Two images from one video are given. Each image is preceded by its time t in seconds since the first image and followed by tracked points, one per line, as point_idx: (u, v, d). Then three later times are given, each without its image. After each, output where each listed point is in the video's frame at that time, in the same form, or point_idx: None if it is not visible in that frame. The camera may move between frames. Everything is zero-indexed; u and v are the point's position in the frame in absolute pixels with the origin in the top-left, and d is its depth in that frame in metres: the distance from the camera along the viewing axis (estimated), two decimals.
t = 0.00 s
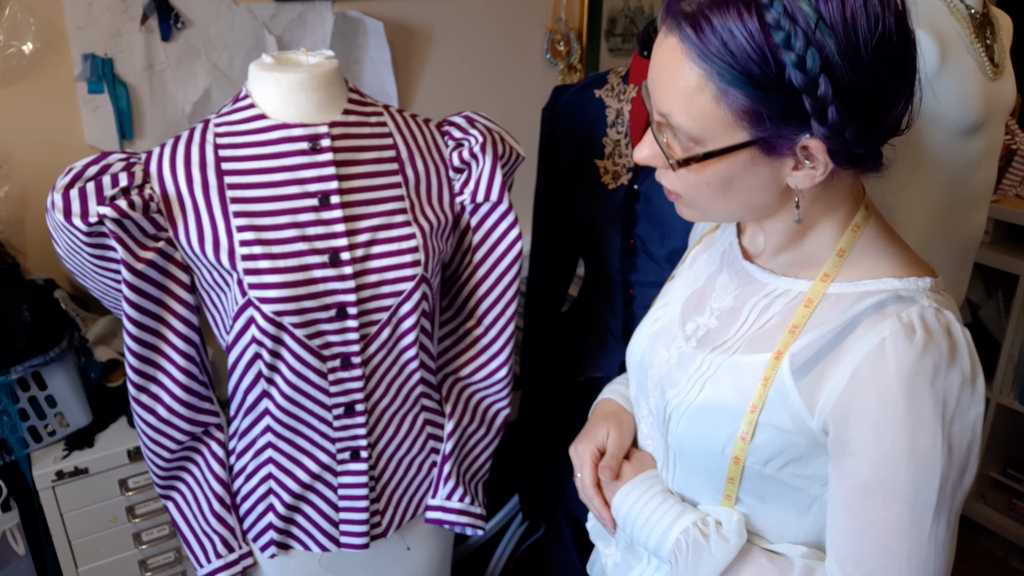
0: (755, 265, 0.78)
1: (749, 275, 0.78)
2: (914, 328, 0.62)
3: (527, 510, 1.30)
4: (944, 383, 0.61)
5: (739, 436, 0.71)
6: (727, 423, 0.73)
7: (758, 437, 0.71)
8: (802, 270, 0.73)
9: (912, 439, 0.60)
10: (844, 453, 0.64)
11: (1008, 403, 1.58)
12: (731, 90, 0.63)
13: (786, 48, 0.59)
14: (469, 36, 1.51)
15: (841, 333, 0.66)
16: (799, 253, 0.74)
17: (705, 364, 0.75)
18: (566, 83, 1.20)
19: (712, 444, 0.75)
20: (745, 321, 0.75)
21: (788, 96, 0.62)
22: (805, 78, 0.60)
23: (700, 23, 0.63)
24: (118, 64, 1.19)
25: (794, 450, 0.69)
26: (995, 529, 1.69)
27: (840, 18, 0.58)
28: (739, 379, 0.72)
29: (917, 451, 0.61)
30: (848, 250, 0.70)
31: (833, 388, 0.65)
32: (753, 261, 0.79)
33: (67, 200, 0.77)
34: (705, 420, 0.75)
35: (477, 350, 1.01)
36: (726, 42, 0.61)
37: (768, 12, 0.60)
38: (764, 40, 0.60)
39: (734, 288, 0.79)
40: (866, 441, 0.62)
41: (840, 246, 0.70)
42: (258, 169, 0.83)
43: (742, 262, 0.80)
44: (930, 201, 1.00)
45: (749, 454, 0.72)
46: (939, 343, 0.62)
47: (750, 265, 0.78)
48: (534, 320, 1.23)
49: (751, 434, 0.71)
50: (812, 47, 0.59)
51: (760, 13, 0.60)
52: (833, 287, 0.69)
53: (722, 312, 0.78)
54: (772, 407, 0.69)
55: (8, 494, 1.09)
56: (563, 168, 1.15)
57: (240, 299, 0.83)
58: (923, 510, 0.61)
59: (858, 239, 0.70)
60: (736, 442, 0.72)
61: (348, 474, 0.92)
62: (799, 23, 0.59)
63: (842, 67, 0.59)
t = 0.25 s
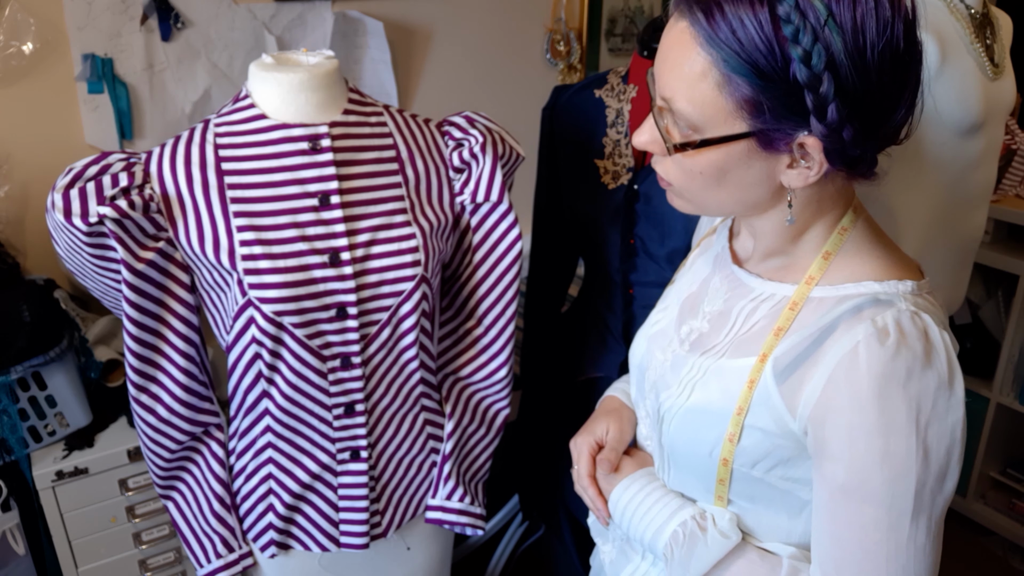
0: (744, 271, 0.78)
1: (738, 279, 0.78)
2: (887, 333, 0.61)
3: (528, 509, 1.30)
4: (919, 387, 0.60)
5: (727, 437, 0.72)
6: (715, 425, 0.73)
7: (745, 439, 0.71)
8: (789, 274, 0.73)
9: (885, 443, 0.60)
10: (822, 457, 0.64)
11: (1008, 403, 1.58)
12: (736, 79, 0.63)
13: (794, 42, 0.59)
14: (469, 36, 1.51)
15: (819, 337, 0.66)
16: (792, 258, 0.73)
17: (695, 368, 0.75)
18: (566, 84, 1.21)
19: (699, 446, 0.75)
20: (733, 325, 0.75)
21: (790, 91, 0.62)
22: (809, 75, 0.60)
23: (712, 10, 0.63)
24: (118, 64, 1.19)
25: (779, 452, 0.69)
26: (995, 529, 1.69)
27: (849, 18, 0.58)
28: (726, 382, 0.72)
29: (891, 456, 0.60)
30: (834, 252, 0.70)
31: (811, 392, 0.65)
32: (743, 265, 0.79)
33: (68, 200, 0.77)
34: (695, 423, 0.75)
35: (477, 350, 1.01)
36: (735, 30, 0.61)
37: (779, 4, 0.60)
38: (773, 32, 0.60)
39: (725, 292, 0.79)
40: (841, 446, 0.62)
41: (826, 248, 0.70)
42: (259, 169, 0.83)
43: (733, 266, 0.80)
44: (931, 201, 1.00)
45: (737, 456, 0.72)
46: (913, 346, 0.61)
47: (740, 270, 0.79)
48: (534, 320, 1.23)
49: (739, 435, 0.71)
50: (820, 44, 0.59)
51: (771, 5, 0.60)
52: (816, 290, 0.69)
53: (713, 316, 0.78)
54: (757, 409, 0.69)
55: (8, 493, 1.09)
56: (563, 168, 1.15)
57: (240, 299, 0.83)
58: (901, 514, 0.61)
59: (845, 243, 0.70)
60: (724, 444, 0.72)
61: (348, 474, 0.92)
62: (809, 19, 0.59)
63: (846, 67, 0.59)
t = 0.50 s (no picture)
0: (739, 271, 0.78)
1: (734, 279, 0.78)
2: (877, 328, 0.61)
3: (527, 510, 1.30)
4: (909, 382, 0.60)
5: (723, 435, 0.71)
6: (710, 423, 0.73)
7: (741, 436, 0.71)
8: (782, 270, 0.73)
9: (875, 438, 0.60)
10: (814, 453, 0.63)
11: (1008, 403, 1.58)
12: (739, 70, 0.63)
13: (799, 26, 0.59)
14: (469, 35, 1.51)
15: (811, 334, 0.66)
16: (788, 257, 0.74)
17: (691, 367, 0.75)
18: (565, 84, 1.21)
19: (694, 444, 0.75)
20: (730, 323, 0.75)
21: (795, 77, 0.61)
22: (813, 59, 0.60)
23: None
24: (118, 64, 1.19)
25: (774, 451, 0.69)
26: (995, 529, 1.69)
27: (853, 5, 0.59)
28: (721, 381, 0.72)
29: (883, 451, 0.60)
30: (828, 247, 0.70)
31: (803, 389, 0.65)
32: (739, 265, 0.80)
33: (67, 200, 0.77)
34: (690, 422, 0.75)
35: (477, 350, 1.01)
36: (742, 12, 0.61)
37: None
38: (779, 18, 0.60)
39: (721, 292, 0.79)
40: (833, 441, 0.62)
41: (821, 243, 0.70)
42: (259, 169, 0.83)
43: (728, 267, 0.80)
44: (929, 202, 1.00)
45: (734, 453, 0.72)
46: (903, 341, 0.61)
47: (736, 270, 0.78)
48: (534, 321, 1.23)
49: (734, 433, 0.71)
50: (824, 29, 0.59)
51: None
52: (810, 286, 0.69)
53: (710, 315, 0.78)
54: (752, 406, 0.69)
55: (9, 493, 1.10)
56: (563, 167, 1.15)
57: (240, 299, 0.83)
58: (892, 510, 0.61)
59: (838, 238, 0.70)
60: (721, 441, 0.72)
61: (348, 474, 0.92)
62: (814, 4, 0.59)
63: (848, 54, 0.59)
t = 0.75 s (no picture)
0: (748, 271, 0.77)
1: (741, 280, 0.77)
2: (903, 322, 0.61)
3: (528, 510, 1.30)
4: (935, 376, 0.60)
5: (738, 436, 0.70)
6: (722, 425, 0.72)
7: (756, 437, 0.70)
8: (795, 269, 0.72)
9: (902, 433, 0.60)
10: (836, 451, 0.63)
11: (1008, 403, 1.58)
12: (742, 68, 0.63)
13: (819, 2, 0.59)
14: (469, 35, 1.51)
15: (832, 331, 0.65)
16: (792, 255, 0.73)
17: (701, 368, 0.74)
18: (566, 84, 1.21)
19: (708, 446, 0.74)
20: (741, 324, 0.74)
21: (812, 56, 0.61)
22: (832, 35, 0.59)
23: None
24: (118, 64, 1.19)
25: (774, 451, 0.69)
26: (995, 529, 1.68)
27: None
28: (733, 382, 0.71)
29: (909, 446, 0.60)
30: (841, 246, 0.69)
31: (824, 385, 0.64)
32: (745, 266, 0.79)
33: (67, 200, 0.77)
34: (701, 424, 0.74)
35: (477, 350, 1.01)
36: None
37: None
38: None
39: (728, 293, 0.78)
40: (858, 437, 0.61)
41: (833, 242, 0.70)
42: (259, 169, 0.83)
43: (735, 268, 0.79)
44: (929, 202, 1.00)
45: (749, 454, 0.71)
46: (928, 336, 0.61)
47: (743, 270, 0.77)
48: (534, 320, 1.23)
49: (751, 433, 0.70)
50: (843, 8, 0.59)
51: None
52: (826, 285, 0.68)
53: (718, 317, 0.77)
54: (769, 406, 0.68)
55: (9, 494, 1.10)
56: (563, 167, 1.15)
57: (240, 299, 0.83)
58: (917, 505, 0.60)
59: (850, 237, 0.70)
60: (735, 441, 0.71)
61: (348, 474, 0.92)
62: None
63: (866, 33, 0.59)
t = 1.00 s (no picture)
0: (757, 271, 0.75)
1: (751, 279, 0.75)
2: (931, 323, 0.63)
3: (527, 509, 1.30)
4: (962, 376, 0.62)
5: (758, 440, 0.69)
6: (739, 428, 0.71)
7: (776, 439, 0.69)
8: (810, 270, 0.72)
9: (934, 432, 0.61)
10: (864, 451, 0.64)
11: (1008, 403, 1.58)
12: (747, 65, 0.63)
13: None
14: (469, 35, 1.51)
15: (856, 332, 0.66)
16: (802, 256, 0.73)
17: (714, 371, 0.72)
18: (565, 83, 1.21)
19: (724, 450, 0.72)
20: (754, 326, 0.72)
21: (819, 51, 0.61)
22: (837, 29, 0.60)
23: None
24: (118, 64, 1.19)
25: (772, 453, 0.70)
26: (995, 529, 1.68)
27: None
28: (753, 385, 0.69)
29: (939, 444, 0.61)
30: (855, 249, 0.70)
31: (851, 387, 0.65)
32: (755, 266, 0.77)
33: (68, 200, 0.78)
34: (717, 428, 0.72)
35: (477, 350, 1.01)
36: None
37: None
38: None
39: (737, 293, 0.75)
40: (889, 436, 0.62)
41: (846, 245, 0.71)
42: (259, 169, 0.83)
43: (743, 268, 0.77)
44: (929, 202, 1.00)
45: (767, 458, 0.70)
46: (956, 337, 0.63)
47: (752, 270, 0.75)
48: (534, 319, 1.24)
49: (771, 436, 0.69)
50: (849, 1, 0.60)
51: None
52: (844, 286, 0.68)
53: (728, 318, 0.74)
54: (790, 408, 0.68)
55: (8, 494, 1.10)
56: (563, 167, 1.14)
57: (240, 299, 0.83)
58: (943, 502, 0.62)
59: (861, 240, 0.71)
60: (754, 445, 0.70)
61: (348, 474, 0.92)
62: None
63: (872, 27, 0.60)
